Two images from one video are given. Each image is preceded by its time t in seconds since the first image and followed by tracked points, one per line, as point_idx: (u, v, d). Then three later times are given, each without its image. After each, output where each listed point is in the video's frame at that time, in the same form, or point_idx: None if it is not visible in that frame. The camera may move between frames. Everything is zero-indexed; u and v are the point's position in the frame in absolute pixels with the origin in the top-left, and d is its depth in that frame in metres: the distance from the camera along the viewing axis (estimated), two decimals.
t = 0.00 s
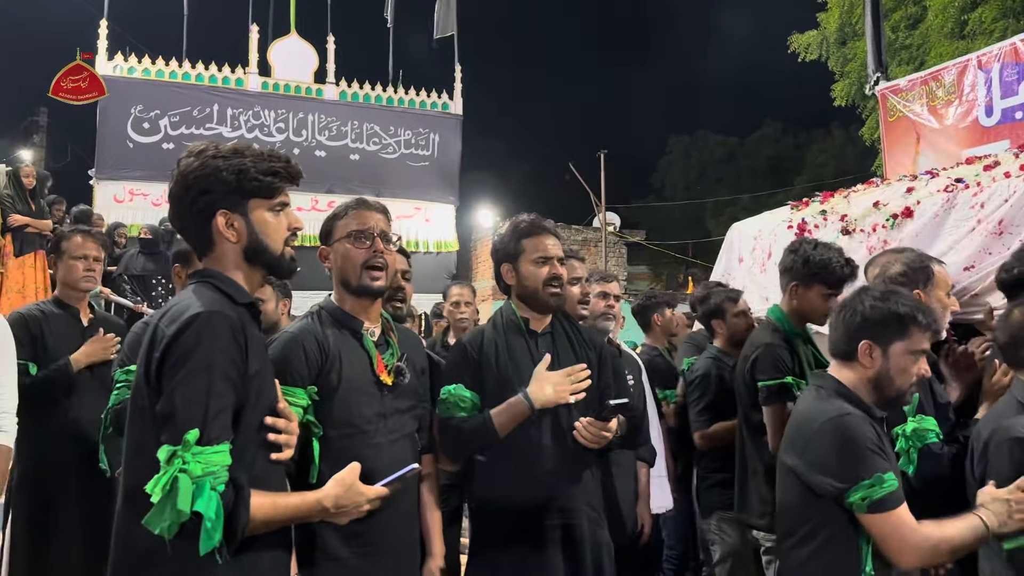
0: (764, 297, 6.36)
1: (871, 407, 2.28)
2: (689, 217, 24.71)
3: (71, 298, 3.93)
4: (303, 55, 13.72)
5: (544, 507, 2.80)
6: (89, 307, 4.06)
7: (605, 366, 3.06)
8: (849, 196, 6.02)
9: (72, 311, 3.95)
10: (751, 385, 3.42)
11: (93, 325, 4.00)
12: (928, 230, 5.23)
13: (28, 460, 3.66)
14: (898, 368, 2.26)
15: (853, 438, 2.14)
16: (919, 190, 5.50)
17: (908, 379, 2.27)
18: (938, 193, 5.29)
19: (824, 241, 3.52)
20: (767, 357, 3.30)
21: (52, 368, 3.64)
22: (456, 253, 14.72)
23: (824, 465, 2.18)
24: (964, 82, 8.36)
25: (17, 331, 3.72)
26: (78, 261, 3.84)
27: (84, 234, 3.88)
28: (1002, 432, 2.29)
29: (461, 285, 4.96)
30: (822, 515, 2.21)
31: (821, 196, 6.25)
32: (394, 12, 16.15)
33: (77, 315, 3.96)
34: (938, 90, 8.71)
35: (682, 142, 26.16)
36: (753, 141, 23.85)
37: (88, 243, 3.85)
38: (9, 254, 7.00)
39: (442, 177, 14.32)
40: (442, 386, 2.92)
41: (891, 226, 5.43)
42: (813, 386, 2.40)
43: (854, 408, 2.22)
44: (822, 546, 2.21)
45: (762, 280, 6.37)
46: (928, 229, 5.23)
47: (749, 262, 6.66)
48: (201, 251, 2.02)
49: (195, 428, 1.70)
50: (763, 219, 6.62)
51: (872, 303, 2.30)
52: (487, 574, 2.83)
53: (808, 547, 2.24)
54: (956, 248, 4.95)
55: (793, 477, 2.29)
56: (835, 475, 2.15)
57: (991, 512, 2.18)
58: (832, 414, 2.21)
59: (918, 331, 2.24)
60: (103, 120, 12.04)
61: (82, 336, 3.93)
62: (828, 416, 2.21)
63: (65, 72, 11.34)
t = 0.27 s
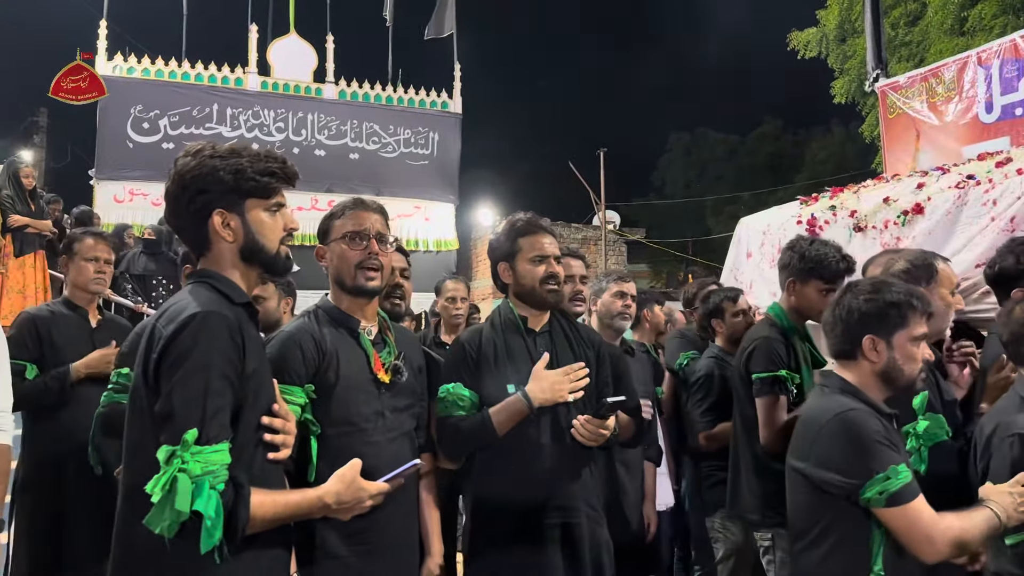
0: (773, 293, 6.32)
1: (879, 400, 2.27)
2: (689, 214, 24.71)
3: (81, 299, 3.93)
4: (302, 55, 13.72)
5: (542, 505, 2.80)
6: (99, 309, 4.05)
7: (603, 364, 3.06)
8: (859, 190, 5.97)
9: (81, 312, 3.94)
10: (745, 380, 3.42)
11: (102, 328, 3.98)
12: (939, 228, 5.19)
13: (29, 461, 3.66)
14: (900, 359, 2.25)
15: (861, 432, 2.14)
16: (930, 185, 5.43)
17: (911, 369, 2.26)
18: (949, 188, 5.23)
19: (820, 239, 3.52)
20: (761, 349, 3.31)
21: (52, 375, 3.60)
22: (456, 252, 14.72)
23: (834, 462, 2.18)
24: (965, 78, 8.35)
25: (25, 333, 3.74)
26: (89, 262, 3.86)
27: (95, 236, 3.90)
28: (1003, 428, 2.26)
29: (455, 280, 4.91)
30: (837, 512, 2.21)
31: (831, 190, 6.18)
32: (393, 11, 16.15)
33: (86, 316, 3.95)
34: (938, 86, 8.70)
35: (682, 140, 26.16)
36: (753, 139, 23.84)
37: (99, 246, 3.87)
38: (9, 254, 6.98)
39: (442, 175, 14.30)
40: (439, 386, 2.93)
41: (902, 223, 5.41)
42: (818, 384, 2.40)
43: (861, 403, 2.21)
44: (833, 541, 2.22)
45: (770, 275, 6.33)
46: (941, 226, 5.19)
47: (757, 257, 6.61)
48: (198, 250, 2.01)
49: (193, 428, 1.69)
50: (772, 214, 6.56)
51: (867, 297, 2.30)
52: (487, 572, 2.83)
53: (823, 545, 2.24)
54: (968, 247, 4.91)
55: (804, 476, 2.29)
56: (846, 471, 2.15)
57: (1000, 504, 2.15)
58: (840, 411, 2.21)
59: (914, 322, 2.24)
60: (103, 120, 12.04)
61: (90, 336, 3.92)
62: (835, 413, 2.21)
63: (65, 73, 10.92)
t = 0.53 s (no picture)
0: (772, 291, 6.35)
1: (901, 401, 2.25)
2: (687, 213, 24.72)
3: (76, 300, 3.93)
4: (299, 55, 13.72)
5: (539, 506, 2.80)
6: (93, 310, 4.05)
7: (599, 365, 3.07)
8: (857, 189, 5.98)
9: (76, 313, 3.94)
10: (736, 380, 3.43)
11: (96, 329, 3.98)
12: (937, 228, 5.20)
13: (26, 462, 3.66)
14: (921, 360, 2.24)
15: (892, 434, 2.11)
16: (928, 184, 5.44)
17: (931, 370, 2.25)
18: (946, 187, 5.24)
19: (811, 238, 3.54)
20: (751, 350, 3.32)
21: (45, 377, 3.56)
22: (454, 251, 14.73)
23: (864, 465, 2.13)
24: (961, 76, 8.36)
25: (20, 332, 3.73)
26: (85, 263, 3.85)
27: (92, 237, 3.89)
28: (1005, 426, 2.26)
29: (459, 279, 4.92)
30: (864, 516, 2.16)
31: (830, 190, 6.20)
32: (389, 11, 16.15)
33: (80, 316, 3.94)
34: (935, 85, 8.71)
35: (679, 139, 26.17)
36: (750, 137, 23.86)
37: (96, 247, 3.86)
38: (6, 255, 6.98)
39: (440, 174, 14.29)
40: (437, 387, 2.94)
41: (900, 222, 5.43)
42: (839, 387, 2.37)
43: (889, 405, 2.19)
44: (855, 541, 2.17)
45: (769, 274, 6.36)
46: (938, 225, 5.20)
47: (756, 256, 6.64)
48: (193, 250, 2.01)
49: (192, 427, 1.69)
50: (771, 213, 6.60)
51: (885, 297, 2.28)
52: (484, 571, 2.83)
53: (846, 550, 2.19)
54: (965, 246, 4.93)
55: (829, 480, 2.23)
56: (877, 474, 2.11)
57: (1016, 502, 2.12)
58: (868, 413, 2.17)
59: (934, 321, 2.24)
60: (100, 121, 12.03)
61: (85, 338, 3.92)
62: (863, 415, 2.17)
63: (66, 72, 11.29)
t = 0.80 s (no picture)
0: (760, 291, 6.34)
1: (933, 433, 2.24)
2: (678, 211, 24.77)
3: (55, 299, 3.91)
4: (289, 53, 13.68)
5: (529, 505, 2.81)
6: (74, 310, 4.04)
7: (588, 364, 3.08)
8: (844, 189, 6.02)
9: (55, 312, 3.92)
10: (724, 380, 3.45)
11: (77, 328, 3.96)
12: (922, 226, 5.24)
13: (13, 463, 3.64)
14: (952, 391, 2.24)
15: (927, 468, 2.09)
16: (915, 183, 5.47)
17: (960, 401, 2.24)
18: (933, 187, 5.28)
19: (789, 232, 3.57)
20: (736, 352, 3.32)
21: (30, 376, 3.53)
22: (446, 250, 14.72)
23: (898, 499, 2.12)
24: (949, 75, 8.41)
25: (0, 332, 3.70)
26: (66, 261, 3.84)
27: (71, 235, 3.87)
28: (1013, 424, 2.31)
29: (457, 273, 4.91)
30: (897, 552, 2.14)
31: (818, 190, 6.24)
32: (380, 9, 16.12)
33: (61, 316, 3.93)
34: (923, 84, 8.75)
35: (670, 137, 26.22)
36: (741, 136, 23.92)
37: (75, 245, 3.85)
38: None
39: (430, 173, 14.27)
40: (427, 386, 2.94)
41: (886, 221, 5.46)
42: (870, 417, 2.36)
43: (921, 438, 2.18)
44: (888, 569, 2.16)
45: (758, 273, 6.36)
46: (923, 223, 5.23)
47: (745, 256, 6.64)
48: (177, 249, 1.99)
49: (181, 429, 1.69)
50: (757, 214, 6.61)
51: (914, 327, 2.28)
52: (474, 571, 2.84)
53: None
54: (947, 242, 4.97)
55: (864, 515, 2.21)
56: (910, 511, 2.10)
57: None
58: (900, 446, 2.16)
59: (963, 353, 2.24)
60: (88, 120, 11.97)
61: (67, 337, 3.91)
62: (894, 449, 2.16)
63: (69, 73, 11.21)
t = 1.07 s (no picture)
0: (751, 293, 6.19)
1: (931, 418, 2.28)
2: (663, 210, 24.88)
3: (27, 299, 3.88)
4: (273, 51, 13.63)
5: (511, 506, 2.81)
6: (47, 310, 4.01)
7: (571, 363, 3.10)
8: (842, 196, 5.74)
9: (27, 312, 3.89)
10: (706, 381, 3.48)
11: (50, 327, 3.94)
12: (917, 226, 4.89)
13: None
14: (946, 376, 2.28)
15: (932, 453, 2.11)
16: (902, 182, 5.48)
17: (955, 387, 2.29)
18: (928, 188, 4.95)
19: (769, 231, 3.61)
20: (719, 357, 3.35)
21: (9, 370, 3.47)
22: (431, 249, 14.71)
23: (906, 486, 2.13)
24: (930, 74, 8.50)
25: None
26: (37, 261, 3.79)
27: (42, 233, 3.82)
28: (1012, 424, 2.34)
29: (437, 273, 4.91)
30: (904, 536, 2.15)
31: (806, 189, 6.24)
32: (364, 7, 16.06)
33: (32, 316, 3.90)
34: (904, 83, 8.83)
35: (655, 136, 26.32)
36: (724, 135, 24.05)
37: (46, 243, 3.80)
38: None
39: (415, 171, 14.25)
40: (412, 387, 2.94)
41: (874, 220, 5.46)
42: (868, 408, 2.38)
43: (923, 423, 2.20)
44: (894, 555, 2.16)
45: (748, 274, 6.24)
46: (910, 222, 5.23)
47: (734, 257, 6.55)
48: (153, 250, 1.97)
49: (161, 430, 1.68)
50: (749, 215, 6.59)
51: (907, 315, 2.32)
52: (458, 571, 2.84)
53: (880, 568, 2.18)
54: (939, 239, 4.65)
55: (869, 504, 2.21)
56: (919, 494, 2.10)
57: None
58: (905, 431, 2.18)
59: (957, 339, 2.29)
60: (70, 118, 11.88)
61: (40, 338, 3.88)
62: (899, 433, 2.18)
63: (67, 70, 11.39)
